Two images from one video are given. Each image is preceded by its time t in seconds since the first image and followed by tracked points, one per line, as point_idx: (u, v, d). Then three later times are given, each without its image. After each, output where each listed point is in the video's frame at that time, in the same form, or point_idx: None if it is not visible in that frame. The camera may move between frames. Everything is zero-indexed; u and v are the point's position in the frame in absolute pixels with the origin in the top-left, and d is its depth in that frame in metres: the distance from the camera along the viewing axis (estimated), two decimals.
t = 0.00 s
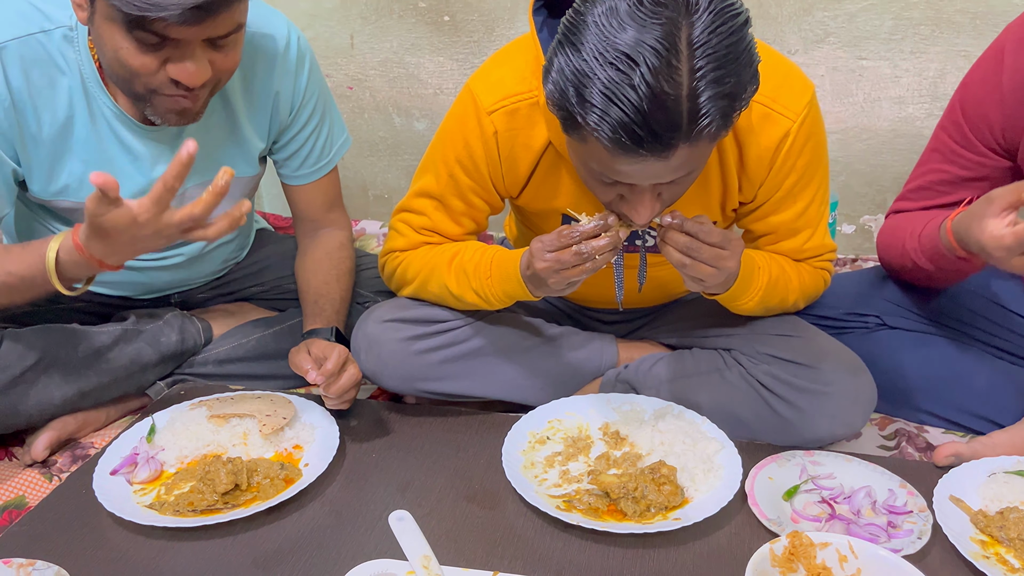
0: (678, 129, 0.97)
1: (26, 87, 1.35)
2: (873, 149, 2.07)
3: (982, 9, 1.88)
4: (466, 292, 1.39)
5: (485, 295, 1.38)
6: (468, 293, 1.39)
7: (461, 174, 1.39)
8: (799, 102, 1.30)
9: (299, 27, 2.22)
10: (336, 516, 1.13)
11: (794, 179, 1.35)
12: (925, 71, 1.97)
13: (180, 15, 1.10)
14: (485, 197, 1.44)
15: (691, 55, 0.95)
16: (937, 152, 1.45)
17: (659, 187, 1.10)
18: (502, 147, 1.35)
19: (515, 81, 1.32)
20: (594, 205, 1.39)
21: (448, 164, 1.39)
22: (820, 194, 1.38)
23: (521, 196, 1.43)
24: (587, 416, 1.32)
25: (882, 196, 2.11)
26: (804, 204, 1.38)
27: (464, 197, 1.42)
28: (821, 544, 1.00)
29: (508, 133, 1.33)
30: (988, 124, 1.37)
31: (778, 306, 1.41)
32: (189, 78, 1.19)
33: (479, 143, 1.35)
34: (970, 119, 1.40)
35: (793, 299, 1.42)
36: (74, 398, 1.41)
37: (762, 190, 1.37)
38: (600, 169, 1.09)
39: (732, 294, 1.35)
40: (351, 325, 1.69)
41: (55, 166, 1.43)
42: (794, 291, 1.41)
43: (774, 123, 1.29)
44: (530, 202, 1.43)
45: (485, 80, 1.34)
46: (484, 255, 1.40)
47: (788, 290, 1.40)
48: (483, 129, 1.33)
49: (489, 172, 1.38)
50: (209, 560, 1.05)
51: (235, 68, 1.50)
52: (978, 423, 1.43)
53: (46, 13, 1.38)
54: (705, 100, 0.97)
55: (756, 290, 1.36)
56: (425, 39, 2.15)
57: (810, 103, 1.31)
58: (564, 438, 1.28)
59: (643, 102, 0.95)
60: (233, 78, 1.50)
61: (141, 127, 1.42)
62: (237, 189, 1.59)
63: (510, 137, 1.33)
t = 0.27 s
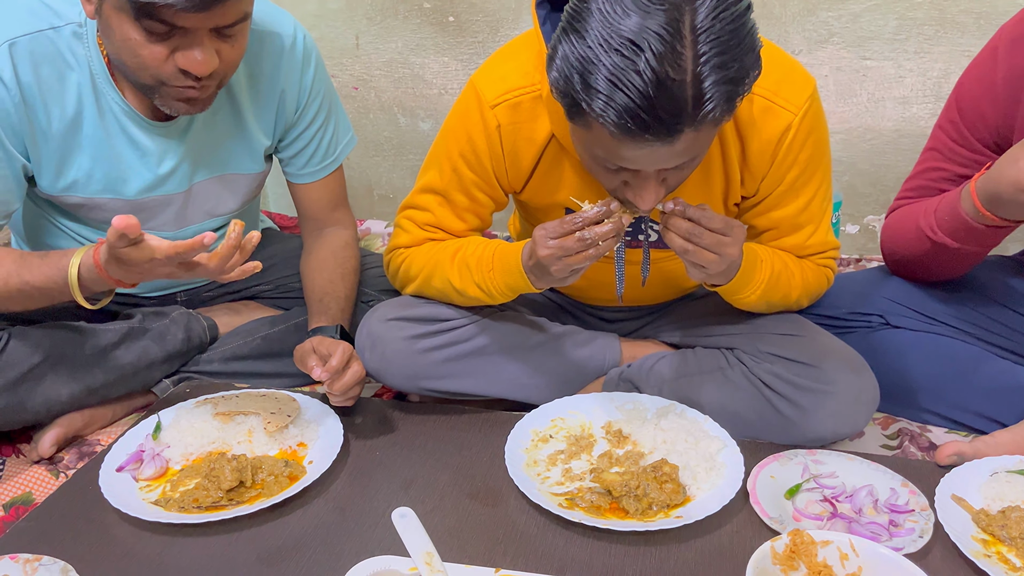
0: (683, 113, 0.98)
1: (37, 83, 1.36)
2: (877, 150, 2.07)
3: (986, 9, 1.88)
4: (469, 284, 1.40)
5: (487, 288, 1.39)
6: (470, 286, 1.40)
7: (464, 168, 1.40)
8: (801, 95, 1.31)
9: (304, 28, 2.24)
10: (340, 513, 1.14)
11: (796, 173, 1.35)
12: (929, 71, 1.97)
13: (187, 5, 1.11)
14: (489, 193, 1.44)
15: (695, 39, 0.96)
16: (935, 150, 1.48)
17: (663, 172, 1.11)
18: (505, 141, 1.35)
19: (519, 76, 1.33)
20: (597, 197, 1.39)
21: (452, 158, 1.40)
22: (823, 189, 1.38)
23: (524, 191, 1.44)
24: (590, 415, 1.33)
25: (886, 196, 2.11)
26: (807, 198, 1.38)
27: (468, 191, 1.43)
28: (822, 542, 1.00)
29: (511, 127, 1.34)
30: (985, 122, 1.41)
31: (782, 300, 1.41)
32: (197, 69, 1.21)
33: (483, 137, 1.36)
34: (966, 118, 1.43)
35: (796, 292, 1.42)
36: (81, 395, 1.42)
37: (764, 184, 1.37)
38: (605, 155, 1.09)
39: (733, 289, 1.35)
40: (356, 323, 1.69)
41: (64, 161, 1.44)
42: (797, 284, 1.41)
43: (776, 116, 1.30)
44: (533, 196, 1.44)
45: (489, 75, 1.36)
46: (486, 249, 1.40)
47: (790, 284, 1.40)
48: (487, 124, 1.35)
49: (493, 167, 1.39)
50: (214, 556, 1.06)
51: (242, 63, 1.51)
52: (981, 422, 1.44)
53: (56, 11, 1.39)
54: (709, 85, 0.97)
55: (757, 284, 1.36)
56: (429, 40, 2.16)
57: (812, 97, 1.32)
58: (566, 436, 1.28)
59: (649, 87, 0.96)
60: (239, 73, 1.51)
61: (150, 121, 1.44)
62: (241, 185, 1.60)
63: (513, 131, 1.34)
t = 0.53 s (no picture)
0: (693, 75, 0.98)
1: (42, 89, 1.36)
2: (883, 152, 2.07)
3: (993, 11, 1.87)
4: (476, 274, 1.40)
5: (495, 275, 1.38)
6: (476, 275, 1.40)
7: (472, 158, 1.40)
8: (807, 82, 1.32)
9: (310, 30, 2.24)
10: (344, 514, 1.14)
11: (802, 160, 1.36)
12: (936, 73, 1.96)
13: (190, 8, 1.11)
14: (497, 184, 1.44)
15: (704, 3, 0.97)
16: (935, 153, 1.45)
17: (672, 143, 1.09)
18: (513, 129, 1.36)
19: (527, 64, 1.34)
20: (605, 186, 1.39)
21: (460, 148, 1.40)
22: (830, 178, 1.39)
23: (532, 182, 1.44)
24: (594, 417, 1.32)
25: (892, 198, 2.11)
26: (813, 188, 1.39)
27: (476, 182, 1.43)
28: (828, 545, 1.00)
29: (519, 114, 1.35)
30: (984, 124, 1.39)
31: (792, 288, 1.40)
32: (198, 75, 1.20)
33: (491, 126, 1.37)
34: (967, 121, 1.41)
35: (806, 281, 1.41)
36: (86, 396, 1.42)
37: (771, 172, 1.38)
38: (616, 123, 1.07)
39: (739, 275, 1.34)
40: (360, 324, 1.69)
41: (69, 166, 1.45)
42: (806, 273, 1.40)
43: (783, 102, 1.31)
44: (540, 187, 1.44)
45: (498, 65, 1.37)
46: (493, 239, 1.40)
47: (798, 275, 1.39)
48: (495, 111, 1.35)
49: (501, 157, 1.40)
50: (218, 557, 1.06)
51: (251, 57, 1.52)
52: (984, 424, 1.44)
53: (62, 16, 1.39)
54: (718, 47, 0.98)
55: (763, 274, 1.35)
56: (434, 41, 2.16)
57: (818, 85, 1.33)
58: (571, 438, 1.28)
59: (659, 47, 0.96)
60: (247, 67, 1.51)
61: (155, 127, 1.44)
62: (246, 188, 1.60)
63: (521, 118, 1.35)
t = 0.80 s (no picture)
0: (691, 24, 0.99)
1: (44, 92, 1.37)
2: (889, 153, 2.06)
3: (1000, 12, 1.87)
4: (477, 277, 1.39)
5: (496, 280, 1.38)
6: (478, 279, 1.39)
7: (482, 147, 1.41)
8: (815, 68, 1.33)
9: (315, 31, 2.24)
10: (347, 516, 1.14)
11: (812, 146, 1.37)
12: (942, 74, 1.96)
13: (186, 17, 1.12)
14: (506, 174, 1.44)
15: None
16: (954, 145, 1.40)
17: (673, 104, 1.08)
18: (523, 115, 1.37)
19: (537, 51, 1.36)
20: (614, 173, 1.40)
21: (469, 136, 1.41)
22: (837, 165, 1.40)
23: (540, 170, 1.45)
24: (599, 419, 1.32)
25: (898, 200, 2.10)
26: (822, 176, 1.39)
27: (485, 170, 1.43)
28: (834, 549, 0.99)
29: (529, 100, 1.36)
30: (1004, 115, 1.34)
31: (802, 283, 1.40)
32: (197, 86, 1.20)
33: (501, 113, 1.38)
34: (987, 112, 1.35)
35: (816, 276, 1.40)
36: (90, 396, 1.42)
37: (779, 158, 1.39)
38: (616, 80, 1.06)
39: (752, 275, 1.33)
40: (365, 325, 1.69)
41: (72, 168, 1.45)
42: (815, 265, 1.40)
43: (792, 87, 1.32)
44: (549, 176, 1.45)
45: (508, 53, 1.38)
46: (496, 245, 1.40)
47: (806, 269, 1.39)
48: (506, 98, 1.37)
49: (511, 145, 1.40)
50: (221, 558, 1.06)
51: (253, 60, 1.52)
52: (990, 427, 1.43)
53: (66, 18, 1.39)
54: None
55: (776, 272, 1.34)
56: (439, 42, 2.16)
57: (826, 72, 1.35)
58: (575, 440, 1.28)
59: None
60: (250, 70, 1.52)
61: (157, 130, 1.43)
62: (249, 190, 1.61)
63: (532, 105, 1.37)
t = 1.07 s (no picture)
0: None
1: (49, 89, 1.36)
2: (893, 155, 2.05)
3: (1004, 14, 1.86)
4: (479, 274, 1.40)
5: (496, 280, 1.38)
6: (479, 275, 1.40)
7: (493, 125, 1.43)
8: (816, 39, 1.38)
9: (318, 31, 2.24)
10: (350, 518, 1.13)
11: (816, 117, 1.41)
12: (947, 76, 1.95)
13: (176, 17, 1.11)
14: (515, 155, 1.46)
15: None
16: (986, 132, 1.41)
17: (673, 20, 1.11)
18: (533, 92, 1.40)
19: (544, 32, 1.41)
20: (621, 146, 1.43)
21: (479, 118, 1.44)
22: (840, 140, 1.44)
23: (549, 150, 1.47)
24: (602, 421, 1.32)
25: (902, 201, 2.09)
26: (828, 149, 1.43)
27: (494, 151, 1.44)
28: (838, 552, 0.99)
29: (538, 78, 1.40)
30: None
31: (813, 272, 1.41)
32: (198, 78, 1.21)
33: (512, 90, 1.41)
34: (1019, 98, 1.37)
35: (825, 260, 1.41)
36: (93, 398, 1.42)
37: (785, 130, 1.43)
38: None
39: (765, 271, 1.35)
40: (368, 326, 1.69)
41: (76, 165, 1.44)
42: (824, 250, 1.41)
43: (796, 55, 1.37)
44: (558, 155, 1.47)
45: (515, 36, 1.43)
46: (501, 245, 1.39)
47: (817, 253, 1.40)
48: (515, 76, 1.40)
49: (521, 124, 1.43)
50: (223, 560, 1.06)
51: (255, 63, 1.51)
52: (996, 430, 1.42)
53: (71, 16, 1.39)
54: None
55: (789, 263, 1.36)
56: (442, 43, 2.15)
57: (826, 45, 1.40)
58: (578, 442, 1.27)
59: None
60: (251, 74, 1.51)
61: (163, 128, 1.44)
62: (254, 188, 1.61)
63: (542, 81, 1.40)
